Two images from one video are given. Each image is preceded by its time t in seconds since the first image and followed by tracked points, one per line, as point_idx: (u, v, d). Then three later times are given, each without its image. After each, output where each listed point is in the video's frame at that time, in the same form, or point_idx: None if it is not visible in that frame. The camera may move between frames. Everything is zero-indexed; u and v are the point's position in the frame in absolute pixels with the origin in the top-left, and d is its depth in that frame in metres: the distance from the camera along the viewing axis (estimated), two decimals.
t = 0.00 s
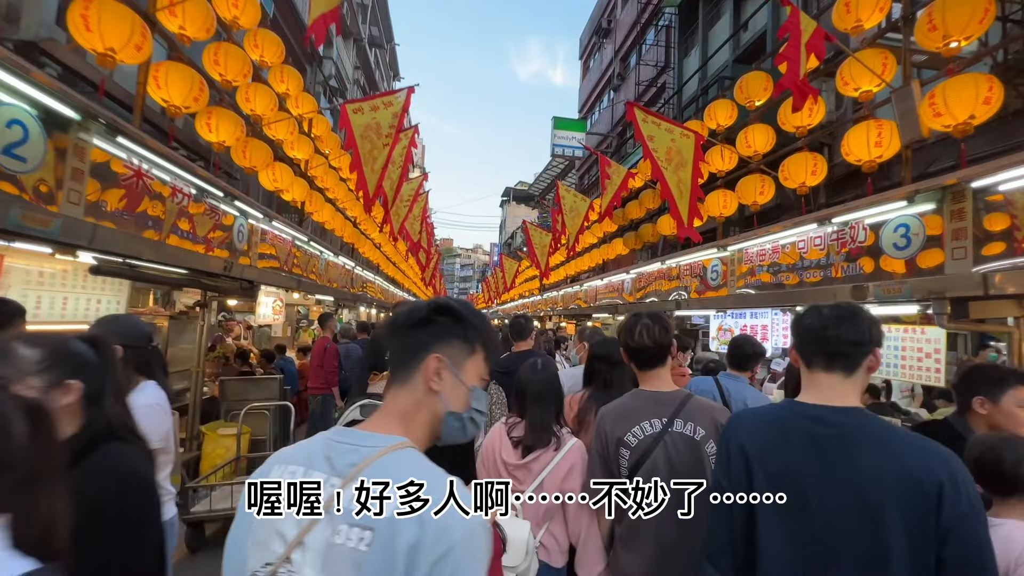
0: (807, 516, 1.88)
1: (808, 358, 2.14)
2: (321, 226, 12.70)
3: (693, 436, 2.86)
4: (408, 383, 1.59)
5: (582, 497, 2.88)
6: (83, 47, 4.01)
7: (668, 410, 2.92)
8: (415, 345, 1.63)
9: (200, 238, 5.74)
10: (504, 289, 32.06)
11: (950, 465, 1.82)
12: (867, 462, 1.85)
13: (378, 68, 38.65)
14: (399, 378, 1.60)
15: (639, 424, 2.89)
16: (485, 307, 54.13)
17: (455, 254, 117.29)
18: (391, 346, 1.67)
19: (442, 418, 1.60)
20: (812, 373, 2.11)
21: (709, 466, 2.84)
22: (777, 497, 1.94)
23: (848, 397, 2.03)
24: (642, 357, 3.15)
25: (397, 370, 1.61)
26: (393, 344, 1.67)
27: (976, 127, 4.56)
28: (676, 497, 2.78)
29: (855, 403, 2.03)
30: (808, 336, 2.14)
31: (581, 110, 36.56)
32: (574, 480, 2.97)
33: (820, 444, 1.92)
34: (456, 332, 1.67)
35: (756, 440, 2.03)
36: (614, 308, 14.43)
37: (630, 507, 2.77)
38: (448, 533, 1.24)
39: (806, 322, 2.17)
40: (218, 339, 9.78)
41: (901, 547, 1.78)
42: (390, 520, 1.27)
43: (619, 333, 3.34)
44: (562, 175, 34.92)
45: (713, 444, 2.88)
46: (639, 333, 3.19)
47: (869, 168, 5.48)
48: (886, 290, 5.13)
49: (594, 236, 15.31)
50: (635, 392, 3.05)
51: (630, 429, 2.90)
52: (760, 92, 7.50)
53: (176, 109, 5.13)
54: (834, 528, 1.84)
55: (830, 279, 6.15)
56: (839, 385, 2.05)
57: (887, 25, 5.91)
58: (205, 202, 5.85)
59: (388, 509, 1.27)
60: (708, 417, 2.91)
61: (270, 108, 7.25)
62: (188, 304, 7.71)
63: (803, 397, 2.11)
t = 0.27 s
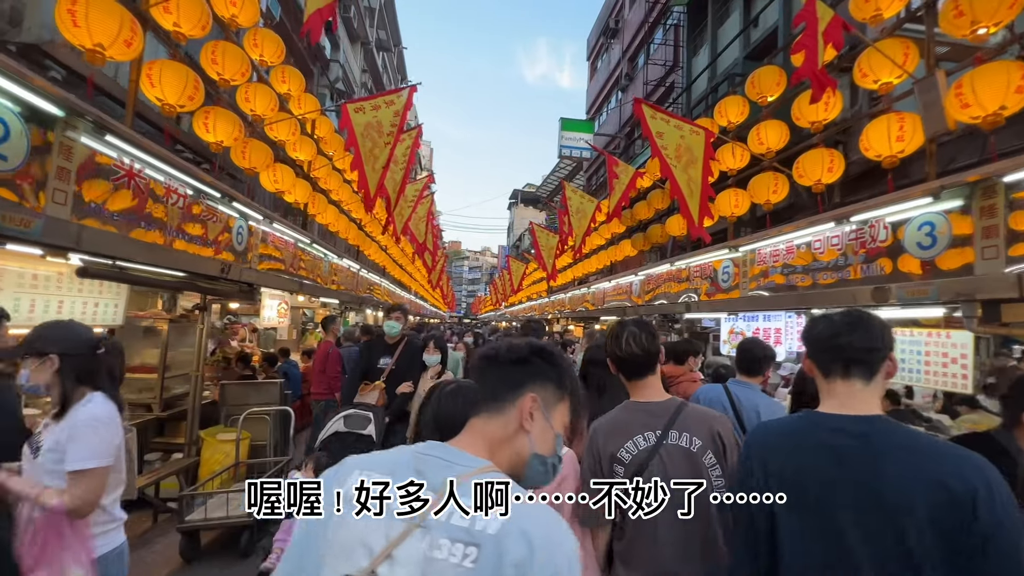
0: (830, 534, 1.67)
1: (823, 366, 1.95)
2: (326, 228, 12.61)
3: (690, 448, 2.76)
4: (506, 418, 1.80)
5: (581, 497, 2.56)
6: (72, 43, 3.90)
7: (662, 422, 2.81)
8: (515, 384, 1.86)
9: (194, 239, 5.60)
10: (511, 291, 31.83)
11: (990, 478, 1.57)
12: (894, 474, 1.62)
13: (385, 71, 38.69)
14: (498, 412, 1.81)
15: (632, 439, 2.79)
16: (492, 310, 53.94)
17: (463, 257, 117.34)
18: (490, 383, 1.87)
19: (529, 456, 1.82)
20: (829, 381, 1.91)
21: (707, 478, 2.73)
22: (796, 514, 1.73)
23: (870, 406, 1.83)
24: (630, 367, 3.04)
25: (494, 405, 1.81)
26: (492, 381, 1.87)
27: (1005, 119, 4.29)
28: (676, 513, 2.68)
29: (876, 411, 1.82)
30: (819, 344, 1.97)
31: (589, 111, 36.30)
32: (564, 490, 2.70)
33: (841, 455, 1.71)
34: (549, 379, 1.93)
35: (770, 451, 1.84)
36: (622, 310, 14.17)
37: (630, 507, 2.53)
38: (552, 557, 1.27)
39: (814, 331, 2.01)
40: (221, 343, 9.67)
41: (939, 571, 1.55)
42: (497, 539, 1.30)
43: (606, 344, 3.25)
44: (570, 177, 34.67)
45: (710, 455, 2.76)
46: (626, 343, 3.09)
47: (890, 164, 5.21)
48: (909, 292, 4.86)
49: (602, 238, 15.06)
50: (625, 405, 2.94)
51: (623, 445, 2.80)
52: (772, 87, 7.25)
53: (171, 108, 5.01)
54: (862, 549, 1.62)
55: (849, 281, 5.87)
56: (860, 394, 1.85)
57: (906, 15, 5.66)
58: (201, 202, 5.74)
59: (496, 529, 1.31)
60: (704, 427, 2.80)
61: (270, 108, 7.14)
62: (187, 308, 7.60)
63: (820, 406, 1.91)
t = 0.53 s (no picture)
0: (891, 553, 1.44)
1: (871, 378, 1.88)
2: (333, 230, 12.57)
3: (692, 456, 2.64)
4: (532, 431, 1.65)
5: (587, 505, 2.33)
6: (68, 42, 3.84)
7: (663, 428, 2.71)
8: (546, 397, 1.71)
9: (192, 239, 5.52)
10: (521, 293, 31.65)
11: None
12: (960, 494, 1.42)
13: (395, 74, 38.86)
14: (524, 425, 1.65)
15: (631, 445, 2.69)
16: (503, 311, 53.79)
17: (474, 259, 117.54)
18: (517, 393, 1.71)
19: (553, 474, 1.68)
20: (878, 396, 1.85)
21: (710, 488, 2.62)
22: (851, 535, 1.50)
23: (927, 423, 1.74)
24: (629, 371, 2.92)
25: (521, 418, 1.66)
26: (520, 391, 1.72)
27: None
28: (677, 523, 2.57)
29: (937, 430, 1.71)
30: (869, 356, 1.90)
31: (599, 111, 35.99)
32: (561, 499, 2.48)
33: (901, 471, 1.50)
34: (577, 395, 1.80)
35: (819, 464, 1.62)
36: (633, 312, 13.92)
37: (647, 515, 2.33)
38: (587, 575, 1.18)
39: (869, 340, 1.91)
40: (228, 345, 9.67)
41: None
42: (532, 554, 1.20)
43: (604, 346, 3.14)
44: (580, 177, 34.41)
45: (713, 463, 2.65)
46: (625, 346, 2.98)
47: (914, 157, 4.96)
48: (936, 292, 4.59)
49: (612, 238, 14.83)
50: (623, 411, 2.86)
51: (621, 451, 2.71)
52: (787, 80, 7.01)
53: (169, 107, 4.94)
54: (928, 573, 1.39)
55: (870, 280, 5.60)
56: (913, 409, 1.80)
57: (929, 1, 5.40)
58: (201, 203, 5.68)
59: (529, 544, 1.23)
60: (706, 433, 2.71)
61: (274, 108, 7.08)
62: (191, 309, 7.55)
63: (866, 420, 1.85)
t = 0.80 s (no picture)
0: (956, 549, 1.50)
1: (937, 385, 1.83)
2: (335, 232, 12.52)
3: (697, 462, 2.50)
4: (496, 432, 1.58)
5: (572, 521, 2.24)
6: (54, 40, 3.77)
7: (669, 431, 2.58)
8: (512, 397, 1.65)
9: (182, 240, 5.44)
10: (526, 295, 31.54)
11: None
12: None
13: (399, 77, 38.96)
14: (489, 426, 1.58)
15: (634, 446, 2.59)
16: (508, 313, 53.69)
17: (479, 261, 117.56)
18: (482, 393, 1.65)
19: (518, 475, 1.59)
20: (942, 401, 1.81)
21: (714, 497, 2.48)
22: (942, 545, 1.52)
23: (983, 428, 1.74)
24: (642, 372, 2.79)
25: (486, 419, 1.59)
26: (484, 391, 1.65)
27: None
28: (677, 530, 2.46)
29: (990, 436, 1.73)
30: (940, 362, 1.83)
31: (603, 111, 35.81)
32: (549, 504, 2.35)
33: (985, 479, 1.53)
34: (546, 398, 1.75)
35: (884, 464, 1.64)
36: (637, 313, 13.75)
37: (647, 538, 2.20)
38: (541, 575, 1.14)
39: (946, 350, 1.83)
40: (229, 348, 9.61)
41: None
42: (483, 554, 1.15)
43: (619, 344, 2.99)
44: (585, 178, 34.24)
45: (719, 471, 2.51)
46: (637, 346, 2.83)
47: (926, 151, 4.79)
48: (949, 290, 4.40)
49: (616, 238, 14.67)
50: (630, 410, 2.74)
51: (624, 451, 2.60)
52: (793, 74, 6.84)
53: (161, 107, 4.87)
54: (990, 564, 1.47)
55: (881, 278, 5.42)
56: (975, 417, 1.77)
57: None
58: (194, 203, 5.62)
59: (483, 544, 1.17)
60: (713, 440, 2.56)
61: (271, 108, 7.01)
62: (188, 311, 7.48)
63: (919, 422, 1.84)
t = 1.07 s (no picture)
0: (1005, 555, 1.44)
1: (956, 397, 1.79)
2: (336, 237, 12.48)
3: (714, 481, 2.41)
4: (454, 435, 1.60)
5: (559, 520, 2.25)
6: (39, 44, 3.72)
7: (688, 445, 2.49)
8: (471, 401, 1.67)
9: (174, 246, 5.38)
10: (529, 299, 31.45)
11: None
12: None
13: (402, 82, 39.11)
14: (446, 429, 1.60)
15: (651, 457, 2.52)
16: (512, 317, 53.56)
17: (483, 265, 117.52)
18: (441, 397, 1.67)
19: (474, 477, 1.62)
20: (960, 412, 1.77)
21: (729, 517, 2.38)
22: (997, 562, 1.44)
23: (1004, 439, 1.70)
24: (667, 382, 2.70)
25: (445, 423, 1.61)
26: (443, 396, 1.68)
27: None
28: (687, 549, 2.37)
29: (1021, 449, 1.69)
30: (957, 372, 1.80)
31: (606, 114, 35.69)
32: (553, 525, 2.29)
33: None
34: (505, 402, 1.78)
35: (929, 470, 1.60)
36: (640, 317, 13.60)
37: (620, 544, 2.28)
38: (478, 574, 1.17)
39: (960, 359, 1.79)
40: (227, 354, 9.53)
41: None
42: (422, 555, 1.17)
43: (645, 352, 2.89)
44: (588, 181, 34.11)
45: (737, 492, 2.41)
46: (665, 355, 2.73)
47: (933, 149, 4.64)
48: (961, 293, 4.25)
49: (618, 241, 14.54)
50: (650, 420, 2.66)
51: (640, 462, 2.53)
52: (795, 73, 6.72)
53: (152, 112, 4.81)
54: None
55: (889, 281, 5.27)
56: (994, 431, 1.73)
57: None
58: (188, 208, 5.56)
59: (423, 546, 1.19)
60: (732, 459, 2.46)
61: (267, 113, 6.96)
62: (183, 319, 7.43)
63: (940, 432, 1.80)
